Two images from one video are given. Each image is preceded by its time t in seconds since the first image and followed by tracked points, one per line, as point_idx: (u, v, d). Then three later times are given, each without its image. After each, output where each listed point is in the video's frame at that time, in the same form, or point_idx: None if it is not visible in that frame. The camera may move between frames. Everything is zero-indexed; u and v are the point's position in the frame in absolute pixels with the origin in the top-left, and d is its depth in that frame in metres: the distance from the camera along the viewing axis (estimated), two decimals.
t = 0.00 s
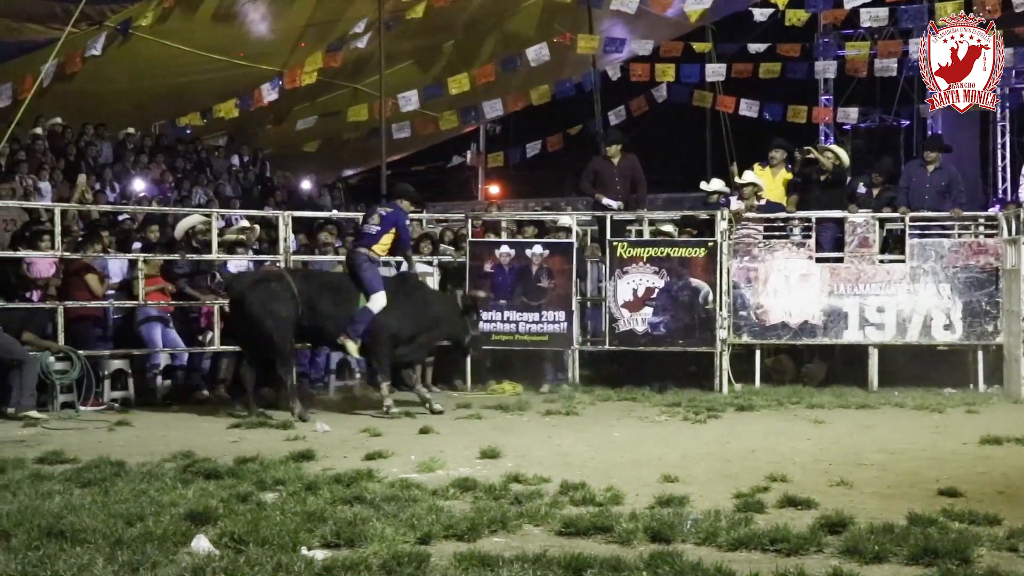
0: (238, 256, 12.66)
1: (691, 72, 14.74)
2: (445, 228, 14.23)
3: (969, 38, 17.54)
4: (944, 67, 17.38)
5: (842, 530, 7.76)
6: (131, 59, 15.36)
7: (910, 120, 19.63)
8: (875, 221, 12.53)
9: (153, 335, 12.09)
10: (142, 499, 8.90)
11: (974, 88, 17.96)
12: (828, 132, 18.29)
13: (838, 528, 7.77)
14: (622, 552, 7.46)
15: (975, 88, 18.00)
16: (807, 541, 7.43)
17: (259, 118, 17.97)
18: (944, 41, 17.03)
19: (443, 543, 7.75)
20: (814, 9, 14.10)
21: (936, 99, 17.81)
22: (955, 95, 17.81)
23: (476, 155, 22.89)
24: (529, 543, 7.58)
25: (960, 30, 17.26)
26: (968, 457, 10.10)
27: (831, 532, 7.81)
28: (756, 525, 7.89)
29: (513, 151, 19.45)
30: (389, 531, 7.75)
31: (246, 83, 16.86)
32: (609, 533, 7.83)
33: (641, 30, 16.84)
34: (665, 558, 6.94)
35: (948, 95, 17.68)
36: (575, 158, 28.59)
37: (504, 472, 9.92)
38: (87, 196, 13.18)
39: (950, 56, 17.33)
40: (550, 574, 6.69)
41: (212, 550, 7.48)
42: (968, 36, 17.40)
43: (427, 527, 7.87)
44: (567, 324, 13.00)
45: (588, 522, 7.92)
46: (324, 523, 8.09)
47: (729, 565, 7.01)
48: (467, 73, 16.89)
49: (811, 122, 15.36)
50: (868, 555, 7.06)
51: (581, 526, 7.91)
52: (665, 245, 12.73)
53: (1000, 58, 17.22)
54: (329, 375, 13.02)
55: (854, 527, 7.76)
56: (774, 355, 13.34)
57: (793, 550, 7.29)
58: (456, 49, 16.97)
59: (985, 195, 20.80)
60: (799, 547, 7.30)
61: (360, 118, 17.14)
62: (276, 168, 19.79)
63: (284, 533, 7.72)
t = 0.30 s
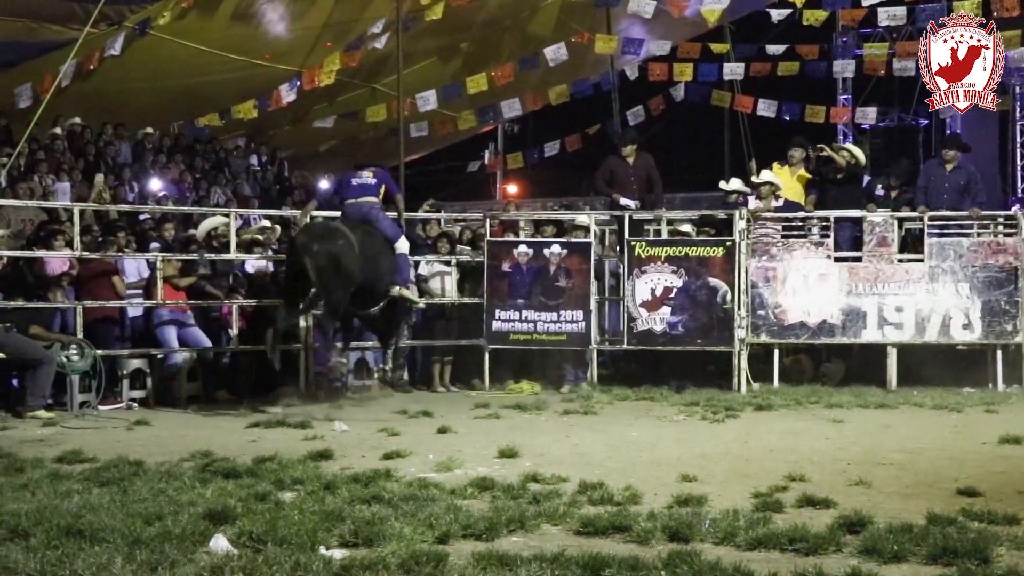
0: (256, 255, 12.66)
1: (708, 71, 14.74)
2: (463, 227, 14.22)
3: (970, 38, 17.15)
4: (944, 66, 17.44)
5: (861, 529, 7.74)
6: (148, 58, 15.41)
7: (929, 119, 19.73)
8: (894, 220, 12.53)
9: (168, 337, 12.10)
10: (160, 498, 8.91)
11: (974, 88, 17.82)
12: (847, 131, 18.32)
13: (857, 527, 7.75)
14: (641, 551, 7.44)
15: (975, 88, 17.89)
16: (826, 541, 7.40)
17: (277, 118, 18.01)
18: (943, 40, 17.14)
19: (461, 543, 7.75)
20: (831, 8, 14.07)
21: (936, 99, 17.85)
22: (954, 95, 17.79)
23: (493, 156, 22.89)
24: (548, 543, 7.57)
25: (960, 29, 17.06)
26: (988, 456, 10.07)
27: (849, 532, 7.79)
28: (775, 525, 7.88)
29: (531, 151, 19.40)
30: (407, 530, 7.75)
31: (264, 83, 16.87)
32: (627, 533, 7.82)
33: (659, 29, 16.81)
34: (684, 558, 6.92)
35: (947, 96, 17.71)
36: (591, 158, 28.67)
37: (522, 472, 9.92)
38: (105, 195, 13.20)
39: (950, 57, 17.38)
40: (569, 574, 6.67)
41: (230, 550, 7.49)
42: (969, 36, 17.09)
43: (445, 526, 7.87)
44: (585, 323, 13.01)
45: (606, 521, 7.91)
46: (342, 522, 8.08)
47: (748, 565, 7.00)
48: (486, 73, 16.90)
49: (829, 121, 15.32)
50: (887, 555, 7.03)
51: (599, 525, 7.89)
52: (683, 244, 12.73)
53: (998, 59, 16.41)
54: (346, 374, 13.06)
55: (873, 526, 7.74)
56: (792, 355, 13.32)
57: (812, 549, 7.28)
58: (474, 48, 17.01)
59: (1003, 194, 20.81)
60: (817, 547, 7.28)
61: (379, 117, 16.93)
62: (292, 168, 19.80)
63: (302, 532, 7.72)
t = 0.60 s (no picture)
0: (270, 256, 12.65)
1: (720, 72, 14.75)
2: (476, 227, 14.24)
3: (970, 38, 17.22)
4: (945, 65, 17.41)
5: (874, 529, 7.72)
6: (160, 58, 15.43)
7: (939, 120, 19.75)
8: (907, 220, 12.52)
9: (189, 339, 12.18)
10: (173, 497, 8.91)
11: (975, 88, 17.59)
12: (858, 131, 18.31)
13: (870, 527, 7.73)
14: (653, 551, 7.43)
15: (975, 88, 17.60)
16: (838, 541, 7.39)
17: (290, 117, 18.03)
18: (943, 40, 17.26)
19: (474, 542, 7.75)
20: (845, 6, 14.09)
21: (935, 100, 17.77)
22: (955, 94, 17.65)
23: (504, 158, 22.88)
24: (561, 543, 7.56)
25: (960, 29, 17.16)
26: (1001, 456, 10.05)
27: (862, 531, 7.78)
28: (788, 524, 7.87)
29: (543, 152, 19.41)
30: (419, 529, 7.74)
31: (275, 82, 16.89)
32: (640, 532, 7.81)
33: (670, 30, 16.80)
34: (696, 557, 6.90)
35: (947, 96, 17.63)
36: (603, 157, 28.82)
37: (535, 471, 9.92)
38: (117, 195, 13.22)
39: (950, 56, 17.44)
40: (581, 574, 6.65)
41: (242, 549, 7.49)
42: (969, 36, 17.17)
43: (458, 526, 7.86)
44: (597, 323, 13.02)
45: (619, 521, 7.90)
46: (354, 522, 8.07)
47: (761, 564, 6.98)
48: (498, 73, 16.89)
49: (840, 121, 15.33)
50: (901, 554, 7.02)
51: (612, 525, 7.88)
52: (695, 244, 12.74)
53: (999, 59, 16.51)
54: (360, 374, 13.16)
55: (885, 526, 7.72)
56: (804, 354, 13.33)
57: (825, 549, 7.26)
58: (486, 48, 17.01)
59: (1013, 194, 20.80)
60: (830, 546, 7.27)
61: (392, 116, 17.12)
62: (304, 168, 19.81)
63: (314, 531, 7.71)
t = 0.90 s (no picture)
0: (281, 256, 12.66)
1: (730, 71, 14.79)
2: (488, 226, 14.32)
3: (970, 38, 17.32)
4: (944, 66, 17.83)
5: (885, 529, 7.70)
6: (172, 58, 15.54)
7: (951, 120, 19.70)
8: (918, 220, 12.50)
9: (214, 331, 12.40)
10: (184, 497, 8.92)
11: (975, 88, 17.96)
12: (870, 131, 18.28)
13: (881, 527, 7.72)
14: (664, 552, 7.42)
15: (975, 88, 17.91)
16: (850, 542, 7.37)
17: (301, 117, 18.09)
18: (943, 40, 17.44)
19: (485, 542, 7.74)
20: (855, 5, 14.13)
21: (936, 99, 18.35)
22: (954, 94, 18.12)
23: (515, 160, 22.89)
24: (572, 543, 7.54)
25: (960, 29, 17.25)
26: (1014, 457, 10.02)
27: (874, 532, 7.76)
28: (800, 525, 7.84)
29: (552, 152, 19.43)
30: (430, 529, 7.73)
31: (286, 82, 16.97)
32: (651, 533, 7.79)
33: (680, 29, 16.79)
34: (707, 557, 6.89)
35: (947, 96, 18.20)
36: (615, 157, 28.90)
37: (545, 471, 9.92)
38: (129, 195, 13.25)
39: (950, 56, 17.69)
40: (593, 574, 6.63)
41: (254, 549, 7.49)
42: (969, 37, 17.23)
43: (468, 526, 7.85)
44: (607, 323, 13.02)
45: (630, 521, 7.89)
46: (365, 521, 8.07)
47: (772, 564, 6.97)
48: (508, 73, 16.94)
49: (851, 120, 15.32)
50: (913, 555, 6.99)
51: (623, 525, 7.87)
52: (705, 244, 12.74)
53: (998, 59, 16.82)
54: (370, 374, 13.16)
55: (898, 526, 7.70)
56: (815, 354, 13.31)
57: (837, 550, 7.24)
58: (496, 48, 17.07)
59: None
60: (842, 547, 7.24)
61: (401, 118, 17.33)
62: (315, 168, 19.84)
63: (326, 531, 7.71)
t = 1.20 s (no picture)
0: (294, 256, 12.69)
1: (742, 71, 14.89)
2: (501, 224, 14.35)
3: (970, 38, 17.71)
4: (946, 67, 18.01)
5: (901, 530, 7.67)
6: (185, 59, 15.59)
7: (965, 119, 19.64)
8: (933, 219, 12.46)
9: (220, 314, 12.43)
10: (199, 496, 8.94)
11: (974, 88, 18.48)
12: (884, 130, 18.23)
13: (896, 529, 7.68)
14: (678, 552, 7.40)
15: (975, 88, 18.53)
16: (865, 543, 7.34)
17: (315, 117, 18.15)
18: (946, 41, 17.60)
19: (499, 541, 7.75)
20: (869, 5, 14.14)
21: (937, 99, 18.60)
22: (955, 95, 18.51)
23: (528, 160, 22.88)
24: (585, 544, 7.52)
25: (961, 30, 17.52)
26: None
27: (889, 533, 7.73)
28: (814, 525, 7.81)
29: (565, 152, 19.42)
30: (444, 528, 7.73)
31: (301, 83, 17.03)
32: (665, 533, 7.78)
33: (694, 29, 16.78)
34: (721, 558, 6.88)
35: (948, 96, 18.48)
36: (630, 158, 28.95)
37: (559, 471, 9.92)
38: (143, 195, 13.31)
39: (950, 57, 17.83)
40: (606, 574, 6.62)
41: (268, 548, 7.49)
42: (969, 37, 17.62)
43: (482, 526, 7.85)
44: (620, 323, 13.02)
45: (644, 521, 7.88)
46: (379, 521, 8.07)
47: (785, 565, 6.94)
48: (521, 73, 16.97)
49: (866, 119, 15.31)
50: (929, 556, 6.96)
51: (637, 525, 7.86)
52: (718, 243, 12.75)
53: (999, 59, 17.41)
54: (382, 373, 13.18)
55: (913, 527, 7.67)
56: (829, 354, 13.29)
57: (851, 551, 7.21)
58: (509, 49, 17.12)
59: None
60: (857, 548, 7.22)
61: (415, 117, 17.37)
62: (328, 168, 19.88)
63: (340, 530, 7.72)
